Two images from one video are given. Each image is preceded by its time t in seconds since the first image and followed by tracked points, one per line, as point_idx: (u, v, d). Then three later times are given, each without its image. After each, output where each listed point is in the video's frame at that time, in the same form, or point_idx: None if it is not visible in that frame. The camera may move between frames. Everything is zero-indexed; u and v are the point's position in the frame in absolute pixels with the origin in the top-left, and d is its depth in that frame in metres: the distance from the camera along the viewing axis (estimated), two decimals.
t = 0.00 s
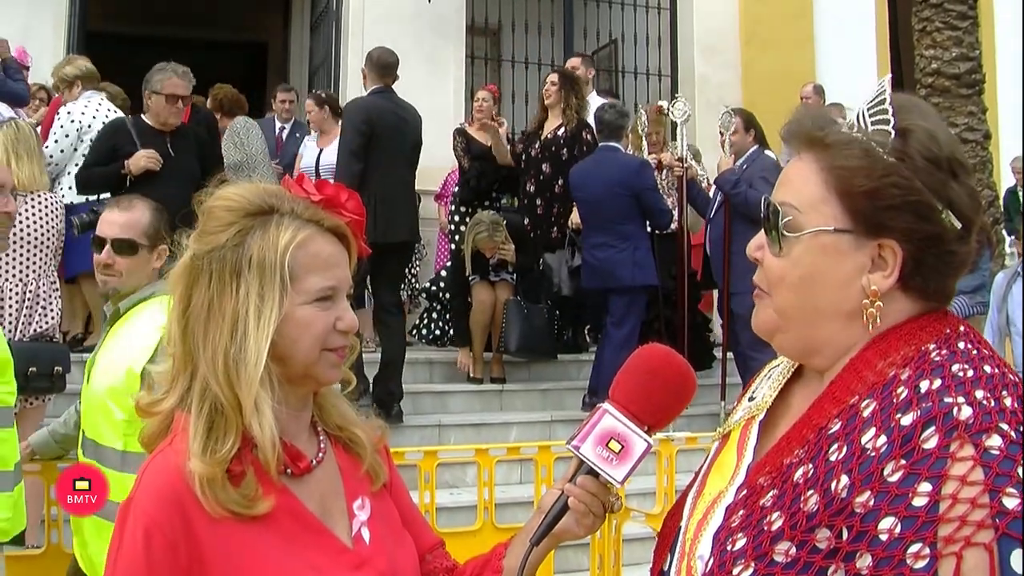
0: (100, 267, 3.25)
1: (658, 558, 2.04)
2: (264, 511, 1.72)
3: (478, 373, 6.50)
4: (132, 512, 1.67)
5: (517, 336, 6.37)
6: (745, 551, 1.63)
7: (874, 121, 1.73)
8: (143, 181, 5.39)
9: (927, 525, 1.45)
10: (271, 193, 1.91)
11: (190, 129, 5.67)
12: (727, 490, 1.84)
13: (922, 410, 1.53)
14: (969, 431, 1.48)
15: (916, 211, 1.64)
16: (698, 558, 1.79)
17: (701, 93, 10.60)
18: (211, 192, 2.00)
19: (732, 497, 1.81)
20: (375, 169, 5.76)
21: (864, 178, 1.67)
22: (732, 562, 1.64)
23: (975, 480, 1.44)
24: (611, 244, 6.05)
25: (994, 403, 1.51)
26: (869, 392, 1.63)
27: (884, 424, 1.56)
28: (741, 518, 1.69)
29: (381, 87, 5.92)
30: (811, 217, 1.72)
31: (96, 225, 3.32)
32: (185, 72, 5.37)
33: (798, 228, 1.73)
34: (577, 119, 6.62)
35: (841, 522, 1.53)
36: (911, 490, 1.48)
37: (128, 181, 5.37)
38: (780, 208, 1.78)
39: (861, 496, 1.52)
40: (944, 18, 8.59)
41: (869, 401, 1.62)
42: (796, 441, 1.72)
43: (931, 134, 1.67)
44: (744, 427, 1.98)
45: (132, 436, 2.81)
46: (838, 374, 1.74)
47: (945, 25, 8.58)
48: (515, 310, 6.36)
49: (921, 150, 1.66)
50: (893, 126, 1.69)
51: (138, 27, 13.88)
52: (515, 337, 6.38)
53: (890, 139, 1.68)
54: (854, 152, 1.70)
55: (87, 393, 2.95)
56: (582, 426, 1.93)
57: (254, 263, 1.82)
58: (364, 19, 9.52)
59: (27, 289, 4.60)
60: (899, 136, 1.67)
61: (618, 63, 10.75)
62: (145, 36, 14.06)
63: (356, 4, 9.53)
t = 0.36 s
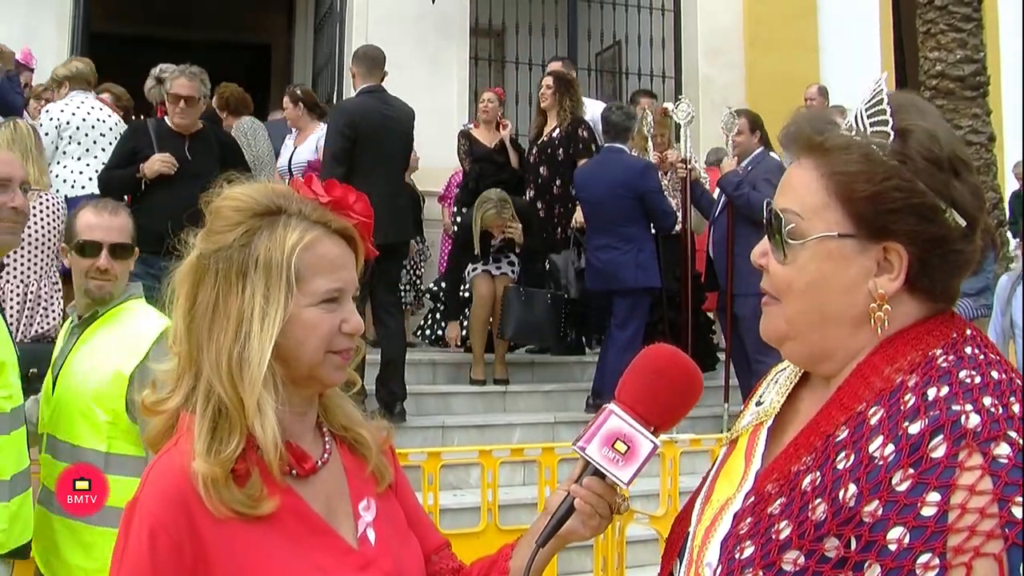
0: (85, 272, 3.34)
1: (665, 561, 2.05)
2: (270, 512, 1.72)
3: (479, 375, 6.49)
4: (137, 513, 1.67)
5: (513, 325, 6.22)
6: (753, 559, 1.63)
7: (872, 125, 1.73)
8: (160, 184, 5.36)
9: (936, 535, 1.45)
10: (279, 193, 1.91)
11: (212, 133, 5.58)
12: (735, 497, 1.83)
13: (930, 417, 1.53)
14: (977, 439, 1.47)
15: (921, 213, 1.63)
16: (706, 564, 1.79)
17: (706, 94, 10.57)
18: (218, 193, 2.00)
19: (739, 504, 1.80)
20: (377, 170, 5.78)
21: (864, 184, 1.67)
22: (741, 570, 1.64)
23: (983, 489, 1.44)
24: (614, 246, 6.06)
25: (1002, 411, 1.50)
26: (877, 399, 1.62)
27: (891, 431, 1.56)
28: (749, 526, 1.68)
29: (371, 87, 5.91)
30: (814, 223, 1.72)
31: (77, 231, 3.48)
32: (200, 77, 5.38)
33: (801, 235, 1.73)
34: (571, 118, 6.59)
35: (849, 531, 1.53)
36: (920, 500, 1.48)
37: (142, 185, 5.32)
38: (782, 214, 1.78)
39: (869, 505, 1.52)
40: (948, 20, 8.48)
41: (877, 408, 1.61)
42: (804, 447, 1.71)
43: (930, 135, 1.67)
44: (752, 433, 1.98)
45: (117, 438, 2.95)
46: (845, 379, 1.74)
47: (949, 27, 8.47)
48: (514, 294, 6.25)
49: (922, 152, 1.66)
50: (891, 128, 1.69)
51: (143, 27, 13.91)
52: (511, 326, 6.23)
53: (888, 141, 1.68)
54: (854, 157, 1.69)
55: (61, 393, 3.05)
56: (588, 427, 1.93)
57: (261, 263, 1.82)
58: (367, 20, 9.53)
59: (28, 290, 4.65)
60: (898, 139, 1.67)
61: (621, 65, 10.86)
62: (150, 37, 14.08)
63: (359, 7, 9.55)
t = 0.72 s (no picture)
0: (50, 268, 3.31)
1: (670, 566, 2.05)
2: (273, 513, 1.72)
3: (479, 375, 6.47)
4: (140, 516, 1.67)
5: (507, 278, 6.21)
6: (759, 563, 1.63)
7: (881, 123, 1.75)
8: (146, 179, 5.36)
9: (941, 538, 1.44)
10: (277, 193, 1.91)
11: (208, 131, 5.50)
12: (740, 501, 1.83)
13: (936, 421, 1.52)
14: (983, 443, 1.47)
15: (938, 206, 1.64)
16: (711, 568, 1.78)
17: (708, 95, 10.57)
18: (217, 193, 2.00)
19: (744, 508, 1.80)
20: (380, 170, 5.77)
21: (884, 177, 1.66)
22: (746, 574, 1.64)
23: (989, 493, 1.44)
24: (616, 246, 6.06)
25: (1008, 414, 1.50)
26: (882, 403, 1.62)
27: (897, 435, 1.56)
28: (755, 530, 1.69)
29: (359, 86, 5.90)
30: (830, 219, 1.71)
31: (38, 228, 3.43)
32: (190, 69, 5.37)
33: (817, 230, 1.71)
34: (574, 118, 6.61)
35: (855, 535, 1.52)
36: (925, 503, 1.47)
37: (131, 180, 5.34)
38: (796, 211, 1.76)
39: (874, 509, 1.52)
40: (952, 21, 8.49)
41: (883, 412, 1.61)
42: (810, 451, 1.71)
43: (943, 131, 1.68)
44: (756, 437, 1.98)
45: (101, 429, 3.02)
46: (852, 381, 1.74)
47: (954, 28, 8.48)
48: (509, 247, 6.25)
49: (936, 146, 1.67)
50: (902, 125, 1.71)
51: (145, 26, 13.90)
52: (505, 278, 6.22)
53: (902, 137, 1.69)
54: (869, 153, 1.70)
55: (36, 388, 3.06)
56: (593, 428, 1.93)
57: (261, 263, 1.82)
58: (370, 19, 9.53)
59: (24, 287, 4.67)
60: (911, 134, 1.68)
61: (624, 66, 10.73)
62: (151, 35, 14.05)
63: (362, 7, 9.55)
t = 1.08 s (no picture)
0: (40, 269, 3.32)
1: (675, 566, 2.04)
2: (278, 513, 1.72)
3: (479, 379, 6.46)
4: (145, 515, 1.67)
5: (499, 242, 6.14)
6: (766, 558, 1.62)
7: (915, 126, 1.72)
8: (131, 183, 5.36)
9: (950, 531, 1.44)
10: (278, 197, 1.91)
11: (194, 132, 5.53)
12: (747, 497, 1.82)
13: (945, 415, 1.52)
14: (992, 437, 1.47)
15: (976, 215, 1.66)
16: (718, 565, 1.78)
17: (710, 98, 10.58)
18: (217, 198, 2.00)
19: (751, 504, 1.79)
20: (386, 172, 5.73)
21: (931, 182, 1.64)
22: (754, 569, 1.63)
23: (998, 487, 1.43)
24: (620, 250, 6.04)
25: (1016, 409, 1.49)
26: (891, 398, 1.61)
27: (906, 429, 1.55)
28: (763, 525, 1.68)
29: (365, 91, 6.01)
30: (870, 218, 1.67)
31: (26, 228, 3.42)
32: (174, 68, 5.38)
33: (860, 229, 1.66)
34: (578, 122, 6.61)
35: (864, 528, 1.52)
36: (934, 496, 1.47)
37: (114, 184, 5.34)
38: (833, 206, 1.70)
39: (884, 502, 1.51)
40: (954, 25, 8.48)
41: (891, 407, 1.60)
42: (819, 446, 1.70)
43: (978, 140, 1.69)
44: (761, 436, 1.96)
45: (100, 432, 3.00)
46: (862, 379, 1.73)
47: (955, 32, 8.48)
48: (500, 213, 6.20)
49: (974, 155, 1.66)
50: (940, 131, 1.69)
51: (148, 27, 13.95)
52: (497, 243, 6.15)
53: (940, 142, 1.67)
54: (911, 156, 1.66)
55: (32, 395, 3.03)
56: (597, 433, 1.92)
57: (263, 266, 1.81)
58: (372, 21, 9.52)
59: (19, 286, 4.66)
60: (950, 139, 1.67)
61: (625, 69, 10.74)
62: (154, 37, 14.09)
63: (364, 10, 9.55)
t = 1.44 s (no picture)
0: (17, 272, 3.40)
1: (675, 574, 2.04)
2: (281, 520, 1.72)
3: (481, 388, 6.48)
4: (148, 522, 1.67)
5: (497, 235, 6.08)
6: (768, 564, 1.62)
7: (914, 135, 1.72)
8: (123, 194, 5.36)
9: (951, 532, 1.44)
10: (280, 207, 1.91)
11: (184, 136, 5.52)
12: (747, 503, 1.82)
13: (945, 417, 1.52)
14: (992, 437, 1.47)
15: (974, 226, 1.66)
16: (720, 570, 1.77)
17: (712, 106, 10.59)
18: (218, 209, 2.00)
19: (752, 509, 1.79)
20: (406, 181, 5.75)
21: (930, 193, 1.65)
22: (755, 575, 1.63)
23: (999, 487, 1.44)
24: (621, 257, 6.05)
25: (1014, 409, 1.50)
26: (891, 401, 1.61)
27: (906, 431, 1.55)
28: (763, 531, 1.67)
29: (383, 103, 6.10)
30: (870, 228, 1.67)
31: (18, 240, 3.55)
32: (158, 81, 5.30)
33: (859, 238, 1.67)
34: (578, 129, 6.62)
35: (866, 532, 1.52)
36: (935, 498, 1.47)
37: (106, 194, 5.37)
38: (831, 216, 1.70)
39: (885, 504, 1.51)
40: (954, 34, 8.50)
41: (890, 410, 1.60)
42: (818, 450, 1.70)
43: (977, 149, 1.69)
44: (759, 441, 1.97)
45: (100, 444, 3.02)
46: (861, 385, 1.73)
47: (955, 40, 8.49)
48: (495, 208, 6.14)
49: (974, 166, 1.67)
50: (939, 140, 1.69)
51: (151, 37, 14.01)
52: (495, 237, 6.10)
53: (939, 151, 1.67)
54: (910, 166, 1.67)
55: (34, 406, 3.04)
56: (598, 441, 1.93)
57: (266, 277, 1.82)
58: (373, 29, 9.53)
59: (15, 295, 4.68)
60: (950, 149, 1.67)
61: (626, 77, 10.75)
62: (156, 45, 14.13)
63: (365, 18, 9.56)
